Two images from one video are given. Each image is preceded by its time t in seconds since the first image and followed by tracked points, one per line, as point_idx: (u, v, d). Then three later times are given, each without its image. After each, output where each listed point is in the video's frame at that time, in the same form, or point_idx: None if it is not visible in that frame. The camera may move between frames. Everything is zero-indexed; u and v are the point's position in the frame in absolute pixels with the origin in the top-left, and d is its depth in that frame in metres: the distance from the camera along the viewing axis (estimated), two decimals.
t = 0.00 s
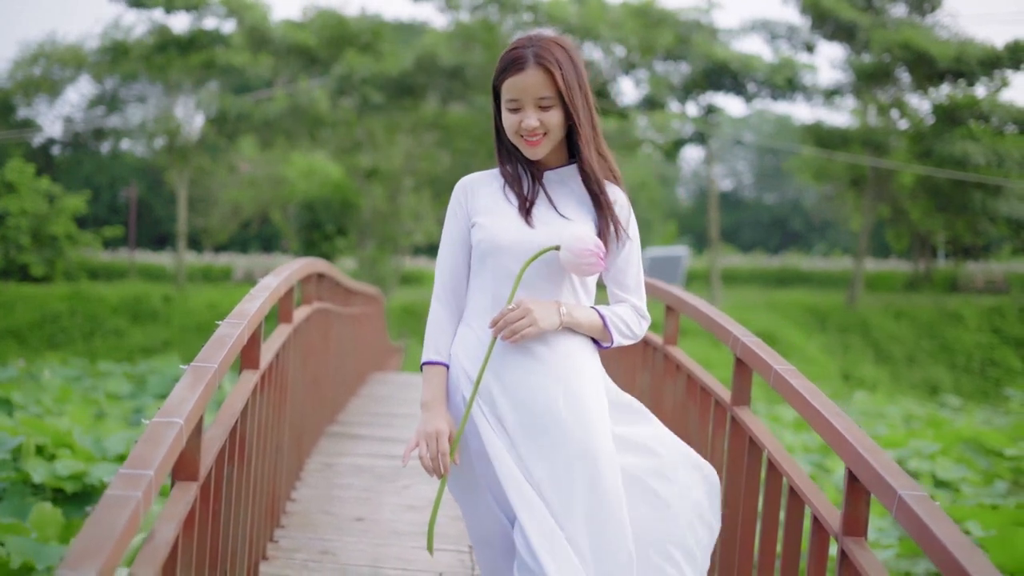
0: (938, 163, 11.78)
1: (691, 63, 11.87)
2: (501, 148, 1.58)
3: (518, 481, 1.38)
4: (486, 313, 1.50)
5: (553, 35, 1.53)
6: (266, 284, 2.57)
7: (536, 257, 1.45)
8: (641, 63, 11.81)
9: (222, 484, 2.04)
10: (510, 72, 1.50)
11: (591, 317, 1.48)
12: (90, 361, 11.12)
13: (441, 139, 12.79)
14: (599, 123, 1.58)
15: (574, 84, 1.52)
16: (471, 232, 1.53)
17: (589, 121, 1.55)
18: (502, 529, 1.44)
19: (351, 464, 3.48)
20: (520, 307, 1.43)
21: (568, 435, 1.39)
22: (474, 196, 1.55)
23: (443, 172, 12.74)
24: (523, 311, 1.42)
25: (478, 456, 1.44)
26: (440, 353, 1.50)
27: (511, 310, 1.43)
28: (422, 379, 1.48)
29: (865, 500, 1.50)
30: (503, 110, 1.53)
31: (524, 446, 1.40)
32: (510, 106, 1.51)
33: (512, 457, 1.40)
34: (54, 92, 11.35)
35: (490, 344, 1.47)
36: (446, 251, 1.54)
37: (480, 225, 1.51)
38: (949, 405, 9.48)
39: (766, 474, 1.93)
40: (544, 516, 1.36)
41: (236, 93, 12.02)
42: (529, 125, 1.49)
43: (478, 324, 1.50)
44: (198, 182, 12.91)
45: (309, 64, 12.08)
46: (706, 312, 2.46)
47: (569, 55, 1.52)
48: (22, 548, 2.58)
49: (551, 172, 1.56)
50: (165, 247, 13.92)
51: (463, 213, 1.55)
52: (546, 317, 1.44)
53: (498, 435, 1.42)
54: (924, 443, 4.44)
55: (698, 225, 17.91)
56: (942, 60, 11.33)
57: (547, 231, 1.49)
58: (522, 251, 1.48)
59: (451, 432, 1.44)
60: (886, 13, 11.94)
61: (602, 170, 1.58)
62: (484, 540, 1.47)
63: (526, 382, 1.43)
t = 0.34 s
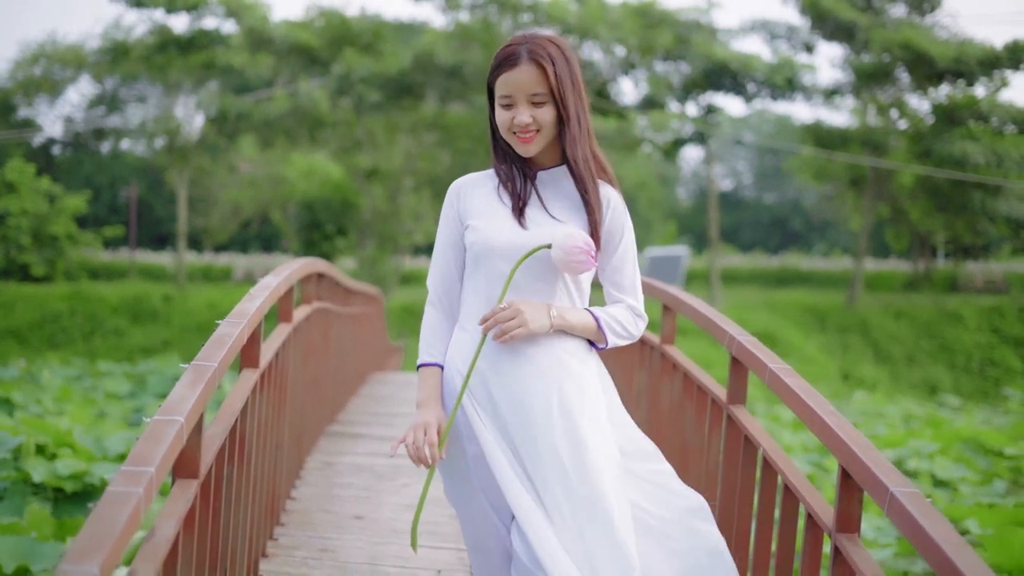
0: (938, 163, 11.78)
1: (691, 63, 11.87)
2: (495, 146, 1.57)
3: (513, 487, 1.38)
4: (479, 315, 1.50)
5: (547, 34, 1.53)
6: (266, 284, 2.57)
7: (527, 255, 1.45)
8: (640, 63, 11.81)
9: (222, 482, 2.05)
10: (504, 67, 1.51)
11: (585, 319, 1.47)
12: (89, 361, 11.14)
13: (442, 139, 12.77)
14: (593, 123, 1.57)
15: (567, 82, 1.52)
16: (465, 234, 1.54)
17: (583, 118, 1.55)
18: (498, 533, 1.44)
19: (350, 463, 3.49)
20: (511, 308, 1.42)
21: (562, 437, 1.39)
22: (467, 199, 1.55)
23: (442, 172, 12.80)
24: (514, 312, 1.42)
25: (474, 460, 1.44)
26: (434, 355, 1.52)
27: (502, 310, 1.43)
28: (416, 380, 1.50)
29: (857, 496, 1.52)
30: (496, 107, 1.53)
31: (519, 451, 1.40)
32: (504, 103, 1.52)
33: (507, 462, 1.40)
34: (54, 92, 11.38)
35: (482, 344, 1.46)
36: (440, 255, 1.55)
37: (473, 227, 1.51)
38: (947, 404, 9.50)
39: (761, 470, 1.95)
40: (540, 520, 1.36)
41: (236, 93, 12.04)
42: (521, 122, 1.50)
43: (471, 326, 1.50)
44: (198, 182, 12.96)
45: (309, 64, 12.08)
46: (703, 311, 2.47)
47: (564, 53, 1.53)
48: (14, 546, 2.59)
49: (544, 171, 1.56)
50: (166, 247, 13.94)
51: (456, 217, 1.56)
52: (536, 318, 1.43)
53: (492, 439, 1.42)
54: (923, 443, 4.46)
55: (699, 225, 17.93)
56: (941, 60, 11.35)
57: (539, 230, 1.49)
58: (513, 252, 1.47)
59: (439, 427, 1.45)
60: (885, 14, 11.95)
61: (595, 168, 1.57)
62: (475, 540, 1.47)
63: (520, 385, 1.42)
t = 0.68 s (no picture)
0: (937, 163, 11.79)
1: (691, 63, 11.86)
2: (490, 144, 1.57)
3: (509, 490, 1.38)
4: (473, 318, 1.50)
5: (541, 33, 1.54)
6: (266, 284, 2.57)
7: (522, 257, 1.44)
8: (640, 63, 11.82)
9: (224, 479, 2.05)
10: (499, 61, 1.52)
11: (580, 321, 1.46)
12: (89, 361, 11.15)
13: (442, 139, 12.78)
14: (589, 122, 1.57)
15: (561, 79, 1.53)
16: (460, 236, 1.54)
17: (576, 115, 1.54)
18: (494, 535, 1.44)
19: (351, 462, 3.49)
20: (506, 312, 1.41)
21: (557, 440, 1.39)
22: (462, 200, 1.54)
23: (443, 173, 12.83)
24: (510, 315, 1.41)
25: (470, 465, 1.44)
26: (432, 358, 1.53)
27: (497, 313, 1.42)
28: (415, 383, 1.51)
29: (851, 494, 1.53)
30: (491, 101, 1.54)
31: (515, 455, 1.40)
32: (497, 96, 1.53)
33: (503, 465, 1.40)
34: (54, 92, 11.39)
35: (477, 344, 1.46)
36: (437, 258, 1.56)
37: (468, 229, 1.50)
38: (947, 404, 9.50)
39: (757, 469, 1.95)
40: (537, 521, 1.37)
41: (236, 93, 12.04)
42: (513, 114, 1.50)
43: (467, 328, 1.50)
44: (198, 182, 13.00)
45: (309, 65, 12.07)
46: (700, 311, 2.48)
47: (558, 50, 1.54)
48: (9, 547, 2.58)
49: (538, 170, 1.55)
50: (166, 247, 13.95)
51: (450, 219, 1.55)
52: (531, 321, 1.42)
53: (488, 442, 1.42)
54: (923, 443, 4.47)
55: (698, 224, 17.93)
56: (941, 61, 11.36)
57: (534, 232, 1.48)
58: (509, 256, 1.47)
59: (433, 428, 1.46)
60: (885, 14, 11.96)
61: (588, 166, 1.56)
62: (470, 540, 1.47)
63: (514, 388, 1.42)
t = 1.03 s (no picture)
0: (937, 163, 11.79)
1: (691, 63, 11.84)
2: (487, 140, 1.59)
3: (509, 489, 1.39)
4: (472, 317, 1.51)
5: (539, 30, 1.56)
6: (268, 283, 2.58)
7: (519, 258, 1.45)
8: (640, 63, 11.84)
9: (227, 475, 2.06)
10: (497, 55, 1.54)
11: (578, 322, 1.46)
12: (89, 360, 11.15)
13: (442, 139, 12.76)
14: (586, 120, 1.58)
15: (558, 74, 1.54)
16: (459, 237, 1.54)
17: (572, 112, 1.55)
18: (493, 535, 1.45)
19: (352, 460, 3.50)
20: (504, 315, 1.41)
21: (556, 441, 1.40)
22: (460, 199, 1.55)
23: (443, 173, 12.84)
24: (507, 317, 1.41)
25: (469, 464, 1.45)
26: (433, 358, 1.54)
27: (495, 317, 1.42)
28: (416, 382, 1.52)
29: (846, 488, 1.55)
30: (488, 95, 1.56)
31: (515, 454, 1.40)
32: (494, 89, 1.54)
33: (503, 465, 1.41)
34: (54, 91, 11.41)
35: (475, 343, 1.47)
36: (436, 258, 1.57)
37: (466, 231, 1.51)
38: (946, 404, 9.50)
39: (754, 465, 1.97)
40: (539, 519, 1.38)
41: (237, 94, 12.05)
42: (509, 106, 1.51)
43: (465, 327, 1.51)
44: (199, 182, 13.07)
45: (308, 65, 12.06)
46: (698, 310, 2.49)
47: (555, 46, 1.55)
48: (8, 547, 2.58)
49: (534, 169, 1.55)
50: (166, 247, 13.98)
51: (448, 221, 1.56)
52: (529, 323, 1.42)
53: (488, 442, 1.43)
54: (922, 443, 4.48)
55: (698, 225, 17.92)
56: (942, 61, 11.35)
57: (532, 230, 1.48)
58: (507, 256, 1.47)
59: (435, 427, 1.47)
60: (885, 14, 11.98)
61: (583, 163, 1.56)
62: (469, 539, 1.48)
63: (512, 389, 1.43)
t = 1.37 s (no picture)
0: (937, 163, 11.80)
1: (691, 64, 11.83)
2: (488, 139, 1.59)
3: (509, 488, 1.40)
4: (472, 317, 1.52)
5: (539, 30, 1.57)
6: (272, 283, 2.59)
7: (518, 260, 1.45)
8: (640, 63, 11.86)
9: (231, 473, 2.07)
10: (497, 54, 1.55)
11: (578, 322, 1.47)
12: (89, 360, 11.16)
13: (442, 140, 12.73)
14: (585, 119, 1.58)
15: (558, 73, 1.55)
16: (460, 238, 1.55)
17: (572, 110, 1.56)
18: (494, 536, 1.45)
19: (353, 458, 3.51)
20: (504, 316, 1.42)
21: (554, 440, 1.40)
22: (460, 200, 1.56)
23: (444, 173, 12.85)
24: (507, 319, 1.42)
25: (470, 463, 1.45)
26: (435, 357, 1.55)
27: (495, 318, 1.43)
28: (418, 380, 1.54)
29: (843, 485, 1.56)
30: (488, 92, 1.57)
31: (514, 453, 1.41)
32: (494, 87, 1.55)
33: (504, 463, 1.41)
34: (55, 92, 11.44)
35: (474, 345, 1.48)
36: (437, 258, 1.57)
37: (467, 231, 1.52)
38: (945, 404, 9.50)
39: (751, 464, 1.98)
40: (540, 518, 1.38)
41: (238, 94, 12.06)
42: (509, 103, 1.52)
43: (466, 327, 1.52)
44: (199, 181, 13.12)
45: (309, 65, 12.05)
46: (698, 310, 2.50)
47: (555, 46, 1.57)
48: (10, 545, 2.60)
49: (533, 169, 1.56)
50: (167, 246, 14.01)
51: (449, 221, 1.56)
52: (528, 323, 1.43)
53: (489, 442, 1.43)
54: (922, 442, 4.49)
55: (698, 225, 17.93)
56: (942, 62, 11.35)
57: (532, 231, 1.49)
58: (508, 258, 1.47)
59: (436, 427, 1.49)
60: (884, 15, 12.01)
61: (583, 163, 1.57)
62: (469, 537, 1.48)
63: (512, 388, 1.44)
